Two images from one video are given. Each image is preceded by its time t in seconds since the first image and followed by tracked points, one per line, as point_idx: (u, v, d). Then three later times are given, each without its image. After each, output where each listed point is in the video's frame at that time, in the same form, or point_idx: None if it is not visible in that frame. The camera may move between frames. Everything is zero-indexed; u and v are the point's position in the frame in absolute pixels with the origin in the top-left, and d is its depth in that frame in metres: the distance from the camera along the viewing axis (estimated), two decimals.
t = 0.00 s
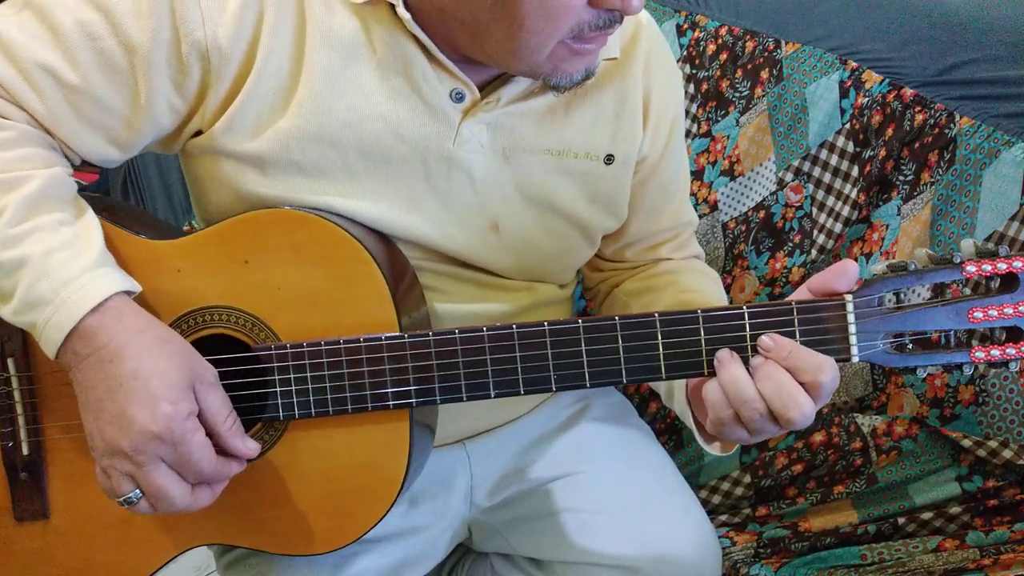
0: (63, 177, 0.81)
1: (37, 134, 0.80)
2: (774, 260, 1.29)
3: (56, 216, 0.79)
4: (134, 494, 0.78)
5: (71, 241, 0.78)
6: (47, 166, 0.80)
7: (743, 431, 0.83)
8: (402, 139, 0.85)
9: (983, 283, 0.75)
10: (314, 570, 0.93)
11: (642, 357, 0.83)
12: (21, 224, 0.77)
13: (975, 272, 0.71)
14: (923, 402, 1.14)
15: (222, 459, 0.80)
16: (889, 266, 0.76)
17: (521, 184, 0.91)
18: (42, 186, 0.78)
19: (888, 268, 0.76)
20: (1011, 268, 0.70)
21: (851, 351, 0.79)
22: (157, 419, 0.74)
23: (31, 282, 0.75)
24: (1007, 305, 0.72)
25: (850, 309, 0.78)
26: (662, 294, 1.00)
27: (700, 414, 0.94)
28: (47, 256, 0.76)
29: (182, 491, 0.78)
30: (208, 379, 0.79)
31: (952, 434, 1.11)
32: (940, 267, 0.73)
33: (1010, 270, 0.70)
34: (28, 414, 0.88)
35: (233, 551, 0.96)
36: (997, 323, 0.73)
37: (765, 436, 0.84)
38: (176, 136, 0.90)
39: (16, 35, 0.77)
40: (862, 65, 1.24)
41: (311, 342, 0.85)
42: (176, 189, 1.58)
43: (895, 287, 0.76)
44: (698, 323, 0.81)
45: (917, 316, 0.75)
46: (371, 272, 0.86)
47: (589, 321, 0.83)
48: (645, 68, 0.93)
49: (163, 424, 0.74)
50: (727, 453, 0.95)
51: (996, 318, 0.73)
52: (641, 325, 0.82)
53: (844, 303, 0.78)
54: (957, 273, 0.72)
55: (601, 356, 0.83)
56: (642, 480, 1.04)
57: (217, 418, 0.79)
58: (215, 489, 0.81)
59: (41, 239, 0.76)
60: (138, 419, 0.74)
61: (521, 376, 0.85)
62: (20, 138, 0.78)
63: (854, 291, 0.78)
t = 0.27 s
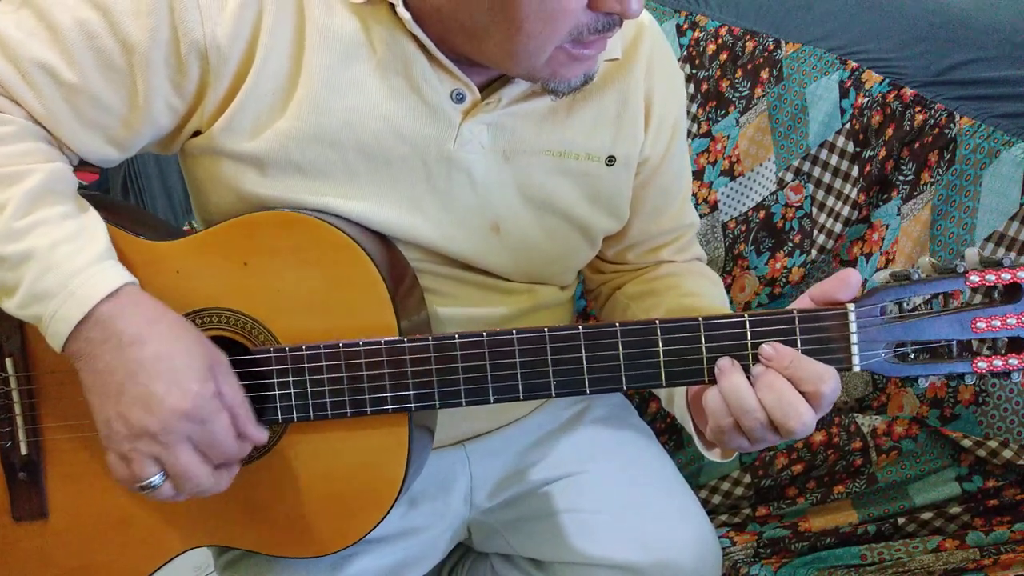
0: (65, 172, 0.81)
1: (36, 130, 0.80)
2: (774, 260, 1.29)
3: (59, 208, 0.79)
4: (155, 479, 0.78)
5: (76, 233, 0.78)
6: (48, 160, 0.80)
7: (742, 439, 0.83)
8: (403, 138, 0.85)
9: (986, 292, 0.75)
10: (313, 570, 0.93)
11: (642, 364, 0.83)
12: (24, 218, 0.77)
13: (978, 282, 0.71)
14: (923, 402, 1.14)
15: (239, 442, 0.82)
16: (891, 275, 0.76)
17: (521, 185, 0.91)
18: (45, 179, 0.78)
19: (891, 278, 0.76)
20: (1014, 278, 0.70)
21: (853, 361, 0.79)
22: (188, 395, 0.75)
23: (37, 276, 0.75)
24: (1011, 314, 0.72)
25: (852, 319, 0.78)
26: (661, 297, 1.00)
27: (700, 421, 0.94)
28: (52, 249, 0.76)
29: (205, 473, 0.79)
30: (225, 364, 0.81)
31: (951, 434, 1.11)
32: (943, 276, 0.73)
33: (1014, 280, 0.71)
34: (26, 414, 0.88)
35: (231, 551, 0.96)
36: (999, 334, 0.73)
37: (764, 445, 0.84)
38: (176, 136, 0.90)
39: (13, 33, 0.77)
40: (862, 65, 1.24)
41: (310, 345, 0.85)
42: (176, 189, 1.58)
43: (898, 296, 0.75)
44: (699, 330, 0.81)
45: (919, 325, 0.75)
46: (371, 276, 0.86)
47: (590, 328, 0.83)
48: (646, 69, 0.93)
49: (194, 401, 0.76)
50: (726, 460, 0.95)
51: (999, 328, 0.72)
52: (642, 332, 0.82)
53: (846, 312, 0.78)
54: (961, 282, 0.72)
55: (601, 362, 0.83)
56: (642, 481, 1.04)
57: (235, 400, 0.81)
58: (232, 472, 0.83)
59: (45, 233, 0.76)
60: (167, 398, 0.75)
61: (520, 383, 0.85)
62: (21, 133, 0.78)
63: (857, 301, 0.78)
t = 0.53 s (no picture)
0: (60, 159, 0.80)
1: (32, 123, 0.80)
2: (774, 260, 1.29)
3: (53, 191, 0.78)
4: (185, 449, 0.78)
5: (70, 215, 0.77)
6: (42, 148, 0.79)
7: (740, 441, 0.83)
8: (402, 137, 0.85)
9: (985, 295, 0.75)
10: (312, 570, 0.93)
11: (642, 365, 0.83)
12: (17, 200, 0.76)
13: (977, 285, 0.71)
14: (923, 402, 1.14)
15: (257, 389, 0.79)
16: (890, 279, 0.76)
17: (521, 184, 0.91)
18: (39, 164, 0.78)
19: (891, 280, 0.76)
20: (1013, 281, 0.70)
21: (852, 364, 0.79)
22: (176, 370, 0.73)
23: (27, 257, 0.74)
24: (1009, 318, 0.72)
25: (851, 321, 0.78)
26: (661, 299, 1.00)
27: (699, 423, 0.94)
28: (43, 230, 0.75)
29: (228, 433, 0.78)
30: (220, 316, 0.77)
31: (951, 434, 1.11)
32: (943, 280, 0.72)
33: (1012, 284, 0.70)
34: (25, 412, 0.88)
35: (231, 550, 0.96)
36: (998, 337, 0.73)
37: (762, 447, 0.84)
38: (174, 135, 0.90)
39: (12, 29, 0.77)
40: (862, 65, 1.24)
41: (310, 345, 0.85)
42: (176, 188, 1.58)
43: (897, 299, 0.75)
44: (699, 332, 0.81)
45: (919, 328, 0.75)
46: (371, 275, 0.86)
47: (589, 328, 0.83)
48: (645, 68, 0.93)
49: (182, 376, 0.73)
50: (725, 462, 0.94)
51: (997, 331, 0.73)
52: (641, 333, 0.82)
53: (846, 315, 0.78)
54: (961, 285, 0.72)
55: (600, 363, 0.83)
56: (642, 481, 1.04)
57: (239, 349, 0.77)
58: (264, 419, 0.81)
59: (38, 214, 0.76)
60: (160, 375, 0.73)
61: (520, 383, 0.85)
62: (17, 123, 0.79)
63: (856, 303, 0.78)
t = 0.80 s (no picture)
0: (62, 163, 0.80)
1: (34, 123, 0.80)
2: (774, 260, 1.29)
3: (56, 198, 0.78)
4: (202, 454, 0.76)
5: (72, 222, 0.76)
6: (44, 152, 0.79)
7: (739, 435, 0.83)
8: (402, 133, 0.85)
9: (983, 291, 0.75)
10: (311, 569, 0.93)
11: (641, 361, 0.83)
12: (20, 209, 0.75)
13: (977, 280, 0.72)
14: (923, 402, 1.14)
15: (261, 392, 0.79)
16: (890, 274, 0.76)
17: (521, 180, 0.91)
18: (42, 169, 0.77)
19: (890, 276, 0.76)
20: (1012, 276, 0.71)
21: (851, 359, 0.79)
22: (170, 368, 0.72)
23: (32, 266, 0.74)
24: (1008, 313, 0.73)
25: (850, 316, 0.78)
26: (659, 296, 1.00)
27: (698, 419, 0.94)
28: (47, 239, 0.74)
29: (241, 436, 0.78)
30: (219, 325, 0.76)
31: (951, 434, 1.12)
32: (943, 274, 0.73)
33: (1013, 279, 0.71)
34: (27, 411, 0.88)
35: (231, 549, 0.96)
36: (997, 332, 0.73)
37: (761, 442, 0.84)
38: (175, 133, 0.90)
39: (10, 27, 0.76)
40: (862, 65, 1.24)
41: (310, 342, 0.85)
42: (176, 188, 1.58)
43: (897, 294, 0.76)
44: (697, 328, 0.81)
45: (918, 323, 0.75)
46: (370, 272, 0.85)
47: (588, 324, 0.83)
48: (644, 64, 0.93)
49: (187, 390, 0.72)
50: (724, 458, 0.94)
51: (997, 327, 0.73)
52: (640, 329, 0.82)
53: (846, 310, 0.78)
54: (960, 280, 0.72)
55: (599, 359, 0.83)
56: (642, 481, 1.04)
57: (243, 356, 0.76)
58: (273, 420, 0.82)
59: (41, 222, 0.75)
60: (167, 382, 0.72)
61: (519, 379, 0.85)
62: (18, 127, 0.78)
63: (855, 298, 0.78)
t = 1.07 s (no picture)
0: (66, 159, 0.80)
1: (39, 123, 0.80)
2: (774, 259, 1.29)
3: (59, 191, 0.77)
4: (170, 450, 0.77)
5: (75, 214, 0.76)
6: (48, 148, 0.79)
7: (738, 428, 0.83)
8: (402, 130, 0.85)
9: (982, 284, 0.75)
10: (312, 568, 0.93)
11: (640, 353, 0.82)
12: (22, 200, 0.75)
13: (972, 271, 0.72)
14: (923, 402, 1.14)
15: (244, 403, 0.77)
16: (886, 266, 0.76)
17: (522, 178, 0.91)
18: (45, 164, 0.77)
19: (886, 267, 0.76)
20: (1008, 268, 0.71)
21: (850, 351, 0.79)
22: (168, 375, 0.71)
23: (43, 279, 0.74)
24: (1005, 304, 0.72)
25: (847, 308, 0.78)
26: (659, 293, 1.00)
27: (699, 412, 0.94)
28: (50, 228, 0.74)
29: (213, 442, 0.76)
30: (218, 328, 0.75)
31: (951, 434, 1.11)
32: (938, 266, 0.73)
33: (1008, 270, 0.71)
34: (29, 408, 0.87)
35: (233, 547, 0.96)
36: (995, 323, 0.73)
37: (761, 434, 0.84)
38: (176, 132, 0.89)
39: (17, 28, 0.76)
40: (862, 65, 1.24)
41: (310, 337, 0.85)
42: (176, 186, 1.58)
43: (893, 286, 0.76)
44: (696, 320, 0.81)
45: (915, 315, 0.75)
46: (370, 266, 0.85)
47: (588, 317, 0.82)
48: (643, 62, 0.93)
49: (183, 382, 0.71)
50: (724, 452, 0.95)
51: (994, 317, 0.72)
52: (638, 321, 0.82)
53: (841, 301, 0.78)
54: (956, 272, 0.72)
55: (599, 352, 0.83)
56: (643, 480, 1.04)
57: (233, 361, 0.76)
58: (249, 433, 0.79)
59: (42, 213, 0.75)
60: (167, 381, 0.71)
61: (519, 372, 0.85)
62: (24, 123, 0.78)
63: (852, 290, 0.78)
